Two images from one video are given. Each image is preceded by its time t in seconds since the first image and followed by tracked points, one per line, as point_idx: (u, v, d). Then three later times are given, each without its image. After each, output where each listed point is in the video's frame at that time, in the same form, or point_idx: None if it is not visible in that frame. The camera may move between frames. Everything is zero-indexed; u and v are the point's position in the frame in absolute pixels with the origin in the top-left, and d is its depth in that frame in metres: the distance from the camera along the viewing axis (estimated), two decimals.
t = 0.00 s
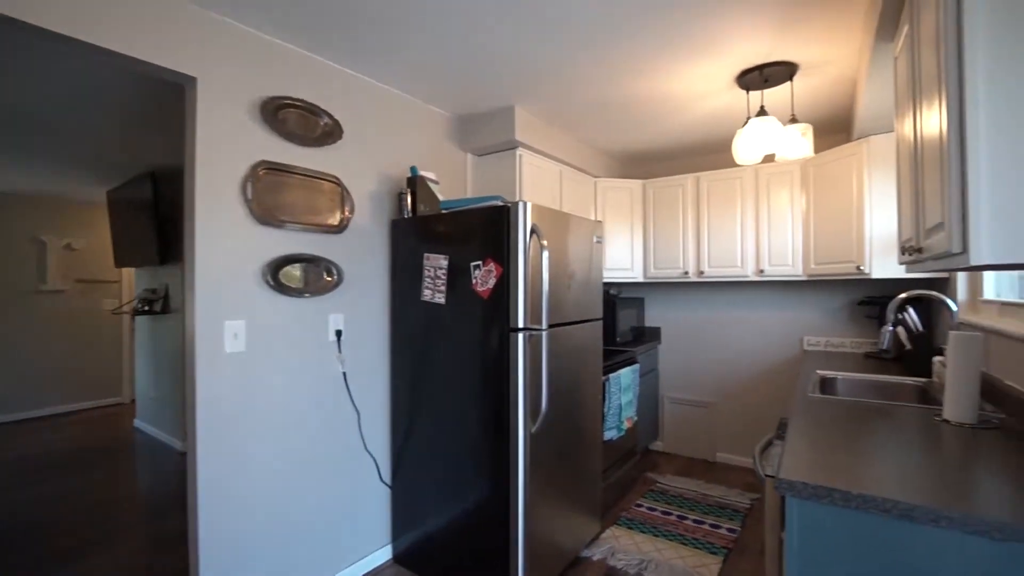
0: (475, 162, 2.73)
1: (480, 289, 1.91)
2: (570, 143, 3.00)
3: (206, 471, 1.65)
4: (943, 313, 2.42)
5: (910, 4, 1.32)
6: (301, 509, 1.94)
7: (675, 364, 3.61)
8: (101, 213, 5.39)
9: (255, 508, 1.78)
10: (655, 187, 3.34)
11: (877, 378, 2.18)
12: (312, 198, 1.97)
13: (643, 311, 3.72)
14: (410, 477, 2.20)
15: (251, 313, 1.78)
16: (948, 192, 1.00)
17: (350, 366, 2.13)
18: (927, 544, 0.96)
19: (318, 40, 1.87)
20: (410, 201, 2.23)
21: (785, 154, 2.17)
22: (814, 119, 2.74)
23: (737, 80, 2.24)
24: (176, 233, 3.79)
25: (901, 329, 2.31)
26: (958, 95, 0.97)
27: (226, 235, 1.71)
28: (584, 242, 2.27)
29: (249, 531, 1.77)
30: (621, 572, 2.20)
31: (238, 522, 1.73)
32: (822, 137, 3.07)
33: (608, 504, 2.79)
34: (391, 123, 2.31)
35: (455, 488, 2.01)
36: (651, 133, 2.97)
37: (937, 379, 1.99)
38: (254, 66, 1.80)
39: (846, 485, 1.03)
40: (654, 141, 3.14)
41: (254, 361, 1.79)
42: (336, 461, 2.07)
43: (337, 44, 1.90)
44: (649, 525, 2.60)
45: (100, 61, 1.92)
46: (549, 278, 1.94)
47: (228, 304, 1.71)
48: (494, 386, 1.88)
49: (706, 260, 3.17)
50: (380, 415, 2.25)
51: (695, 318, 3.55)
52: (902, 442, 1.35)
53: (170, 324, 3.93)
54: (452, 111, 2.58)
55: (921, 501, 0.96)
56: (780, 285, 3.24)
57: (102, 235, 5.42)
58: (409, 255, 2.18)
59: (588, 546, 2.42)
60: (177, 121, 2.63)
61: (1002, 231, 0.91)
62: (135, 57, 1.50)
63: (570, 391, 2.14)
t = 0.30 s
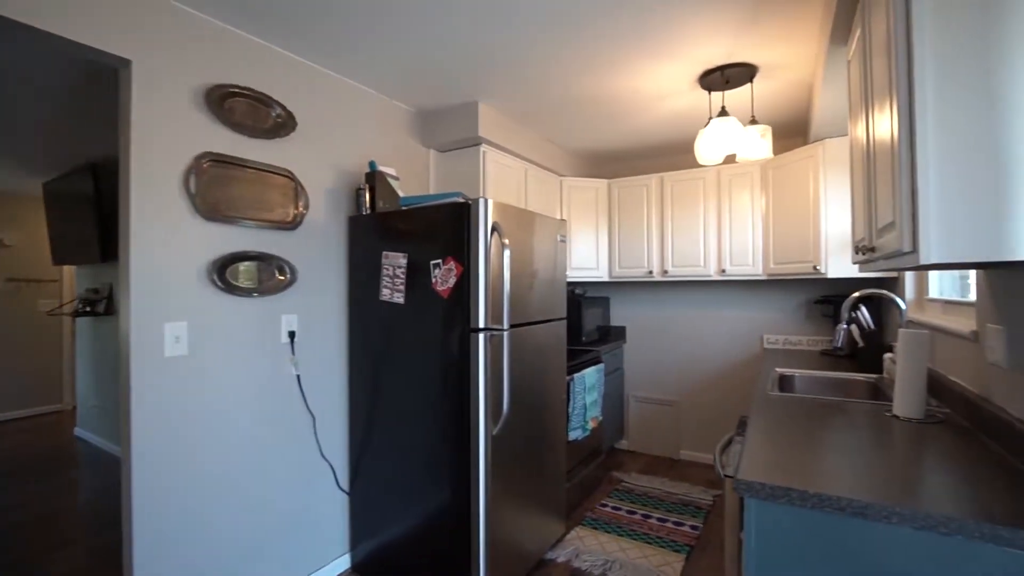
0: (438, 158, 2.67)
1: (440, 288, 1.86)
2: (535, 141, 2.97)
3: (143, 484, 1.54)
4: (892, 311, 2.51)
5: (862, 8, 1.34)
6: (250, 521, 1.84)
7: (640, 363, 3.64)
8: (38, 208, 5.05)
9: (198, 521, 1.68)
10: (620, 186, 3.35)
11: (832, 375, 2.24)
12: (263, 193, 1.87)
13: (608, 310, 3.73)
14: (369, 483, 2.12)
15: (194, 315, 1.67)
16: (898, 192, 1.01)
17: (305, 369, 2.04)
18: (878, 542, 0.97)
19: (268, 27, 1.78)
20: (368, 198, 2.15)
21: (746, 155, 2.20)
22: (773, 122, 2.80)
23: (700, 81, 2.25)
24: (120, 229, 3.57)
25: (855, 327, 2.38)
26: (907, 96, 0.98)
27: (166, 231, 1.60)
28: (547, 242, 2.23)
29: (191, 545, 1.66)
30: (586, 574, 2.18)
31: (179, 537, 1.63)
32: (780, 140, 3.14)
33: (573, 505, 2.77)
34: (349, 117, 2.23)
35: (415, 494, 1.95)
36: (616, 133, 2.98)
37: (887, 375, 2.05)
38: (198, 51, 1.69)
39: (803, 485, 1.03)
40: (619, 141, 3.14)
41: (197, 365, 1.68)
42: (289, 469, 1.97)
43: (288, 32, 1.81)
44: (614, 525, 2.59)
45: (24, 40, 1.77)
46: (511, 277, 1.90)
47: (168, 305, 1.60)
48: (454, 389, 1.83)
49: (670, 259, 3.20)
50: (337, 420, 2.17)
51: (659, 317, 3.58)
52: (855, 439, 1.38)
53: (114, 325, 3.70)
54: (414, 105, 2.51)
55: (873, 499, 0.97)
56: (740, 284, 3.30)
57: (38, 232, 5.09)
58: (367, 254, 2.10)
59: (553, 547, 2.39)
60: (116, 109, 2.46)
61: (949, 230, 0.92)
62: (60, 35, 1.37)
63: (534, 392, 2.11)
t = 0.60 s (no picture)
0: (407, 154, 2.60)
1: (407, 287, 1.80)
2: (507, 138, 2.93)
3: (84, 496, 1.43)
4: (856, 310, 2.57)
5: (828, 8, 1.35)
6: (205, 532, 1.74)
7: (612, 362, 3.64)
8: None
9: (146, 534, 1.58)
10: (593, 185, 3.34)
11: (798, 373, 2.27)
12: (219, 186, 1.78)
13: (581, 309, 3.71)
14: (333, 490, 2.05)
15: (142, 315, 1.57)
16: (865, 191, 1.01)
17: (265, 371, 1.95)
18: (844, 542, 0.96)
19: (225, 11, 1.69)
20: (333, 193, 2.07)
21: (716, 155, 2.21)
22: (742, 123, 2.83)
23: (671, 79, 2.25)
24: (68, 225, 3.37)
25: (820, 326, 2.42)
26: (873, 94, 0.97)
27: (111, 225, 1.50)
28: (519, 241, 2.20)
29: (139, 561, 1.56)
30: None
31: (125, 551, 1.52)
32: (749, 142, 3.19)
33: (546, 506, 2.75)
34: (313, 110, 2.14)
35: (382, 500, 1.89)
36: (589, 131, 2.96)
37: (851, 373, 2.09)
38: (147, 35, 1.59)
39: (771, 486, 1.02)
40: (591, 140, 3.13)
41: (145, 368, 1.58)
42: (248, 476, 1.88)
43: (247, 18, 1.73)
44: (586, 526, 2.58)
45: None
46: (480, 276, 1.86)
47: (113, 304, 1.50)
48: (421, 390, 1.77)
49: (642, 259, 3.21)
50: (300, 424, 2.08)
51: (631, 317, 3.59)
52: (821, 437, 1.38)
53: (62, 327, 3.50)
54: (382, 99, 2.44)
55: (839, 499, 0.97)
56: (711, 284, 3.33)
57: None
58: (332, 252, 2.03)
59: (524, 550, 2.36)
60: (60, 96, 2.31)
61: (914, 229, 0.92)
62: None
63: (505, 393, 2.07)
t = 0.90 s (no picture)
0: (384, 150, 2.54)
1: (381, 286, 1.75)
2: (487, 136, 2.89)
3: (29, 508, 1.34)
4: (832, 310, 2.60)
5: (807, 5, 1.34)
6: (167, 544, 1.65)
7: (593, 362, 3.62)
8: None
9: (100, 547, 1.49)
10: (574, 185, 3.32)
11: (777, 372, 2.28)
12: (183, 180, 1.69)
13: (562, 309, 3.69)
14: (306, 497, 1.97)
15: (97, 315, 1.49)
16: (846, 188, 0.99)
17: (233, 374, 1.87)
18: (825, 545, 0.94)
19: None
20: (305, 189, 2.00)
21: (696, 154, 2.20)
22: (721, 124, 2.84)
23: (651, 78, 2.23)
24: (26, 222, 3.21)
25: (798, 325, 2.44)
26: (855, 88, 0.96)
27: (61, 219, 1.41)
28: (499, 239, 2.16)
29: None
30: None
31: (76, 566, 1.43)
32: (729, 143, 3.21)
33: (526, 508, 2.71)
34: (284, 102, 2.07)
35: (356, 506, 1.82)
36: (569, 130, 2.94)
37: (829, 372, 2.10)
38: (103, 19, 1.50)
39: (753, 489, 0.99)
40: (572, 139, 3.11)
41: (100, 371, 1.49)
42: (214, 484, 1.80)
43: (211, 4, 1.65)
44: (567, 528, 2.55)
45: None
46: (458, 275, 1.82)
47: (64, 304, 1.41)
48: (396, 392, 1.72)
49: (622, 259, 3.20)
50: (271, 428, 2.01)
51: (612, 317, 3.58)
52: (801, 437, 1.37)
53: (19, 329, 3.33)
54: (357, 93, 2.37)
55: (821, 501, 0.95)
56: (690, 284, 3.34)
57: None
58: (304, 250, 1.96)
59: (503, 555, 2.31)
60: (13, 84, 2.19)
61: (895, 227, 0.91)
62: None
63: (484, 395, 2.03)
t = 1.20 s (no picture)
0: (363, 147, 2.47)
1: (358, 285, 1.69)
2: (468, 133, 2.85)
3: None
4: (811, 309, 2.62)
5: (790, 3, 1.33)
6: (129, 556, 1.57)
7: (576, 362, 3.60)
8: None
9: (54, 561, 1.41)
10: (556, 184, 3.30)
11: (758, 372, 2.28)
12: (148, 173, 1.61)
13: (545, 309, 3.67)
14: (279, 503, 1.91)
15: (53, 315, 1.41)
16: (831, 184, 0.98)
17: (203, 377, 1.79)
18: (809, 547, 0.93)
19: None
20: (279, 185, 1.93)
21: (678, 152, 2.20)
22: (703, 124, 2.85)
23: (633, 75, 2.22)
24: None
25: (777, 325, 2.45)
26: (840, 82, 0.95)
27: (12, 214, 1.32)
28: (480, 238, 2.12)
29: None
30: None
31: None
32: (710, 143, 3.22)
33: (508, 511, 2.67)
34: (258, 95, 2.00)
35: (331, 512, 1.76)
36: (552, 128, 2.92)
37: (809, 371, 2.12)
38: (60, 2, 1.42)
39: (738, 491, 0.97)
40: (554, 137, 3.09)
41: (55, 375, 1.41)
42: (181, 491, 1.72)
43: None
44: (549, 530, 2.52)
45: None
46: (437, 274, 1.77)
47: (14, 305, 1.33)
48: (373, 395, 1.67)
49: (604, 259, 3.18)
50: (243, 433, 1.93)
51: (594, 316, 3.56)
52: (783, 436, 1.36)
53: None
54: (335, 88, 2.31)
55: (805, 502, 0.93)
56: (672, 284, 3.35)
57: None
58: (278, 248, 1.89)
59: (485, 559, 2.27)
60: None
61: (880, 222, 0.90)
62: None
63: (465, 396, 1.99)
